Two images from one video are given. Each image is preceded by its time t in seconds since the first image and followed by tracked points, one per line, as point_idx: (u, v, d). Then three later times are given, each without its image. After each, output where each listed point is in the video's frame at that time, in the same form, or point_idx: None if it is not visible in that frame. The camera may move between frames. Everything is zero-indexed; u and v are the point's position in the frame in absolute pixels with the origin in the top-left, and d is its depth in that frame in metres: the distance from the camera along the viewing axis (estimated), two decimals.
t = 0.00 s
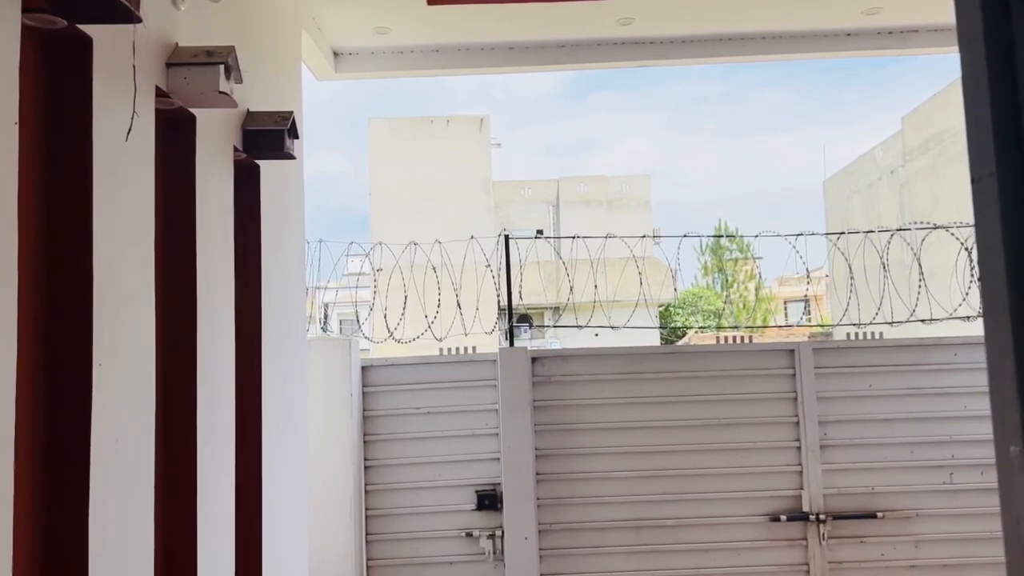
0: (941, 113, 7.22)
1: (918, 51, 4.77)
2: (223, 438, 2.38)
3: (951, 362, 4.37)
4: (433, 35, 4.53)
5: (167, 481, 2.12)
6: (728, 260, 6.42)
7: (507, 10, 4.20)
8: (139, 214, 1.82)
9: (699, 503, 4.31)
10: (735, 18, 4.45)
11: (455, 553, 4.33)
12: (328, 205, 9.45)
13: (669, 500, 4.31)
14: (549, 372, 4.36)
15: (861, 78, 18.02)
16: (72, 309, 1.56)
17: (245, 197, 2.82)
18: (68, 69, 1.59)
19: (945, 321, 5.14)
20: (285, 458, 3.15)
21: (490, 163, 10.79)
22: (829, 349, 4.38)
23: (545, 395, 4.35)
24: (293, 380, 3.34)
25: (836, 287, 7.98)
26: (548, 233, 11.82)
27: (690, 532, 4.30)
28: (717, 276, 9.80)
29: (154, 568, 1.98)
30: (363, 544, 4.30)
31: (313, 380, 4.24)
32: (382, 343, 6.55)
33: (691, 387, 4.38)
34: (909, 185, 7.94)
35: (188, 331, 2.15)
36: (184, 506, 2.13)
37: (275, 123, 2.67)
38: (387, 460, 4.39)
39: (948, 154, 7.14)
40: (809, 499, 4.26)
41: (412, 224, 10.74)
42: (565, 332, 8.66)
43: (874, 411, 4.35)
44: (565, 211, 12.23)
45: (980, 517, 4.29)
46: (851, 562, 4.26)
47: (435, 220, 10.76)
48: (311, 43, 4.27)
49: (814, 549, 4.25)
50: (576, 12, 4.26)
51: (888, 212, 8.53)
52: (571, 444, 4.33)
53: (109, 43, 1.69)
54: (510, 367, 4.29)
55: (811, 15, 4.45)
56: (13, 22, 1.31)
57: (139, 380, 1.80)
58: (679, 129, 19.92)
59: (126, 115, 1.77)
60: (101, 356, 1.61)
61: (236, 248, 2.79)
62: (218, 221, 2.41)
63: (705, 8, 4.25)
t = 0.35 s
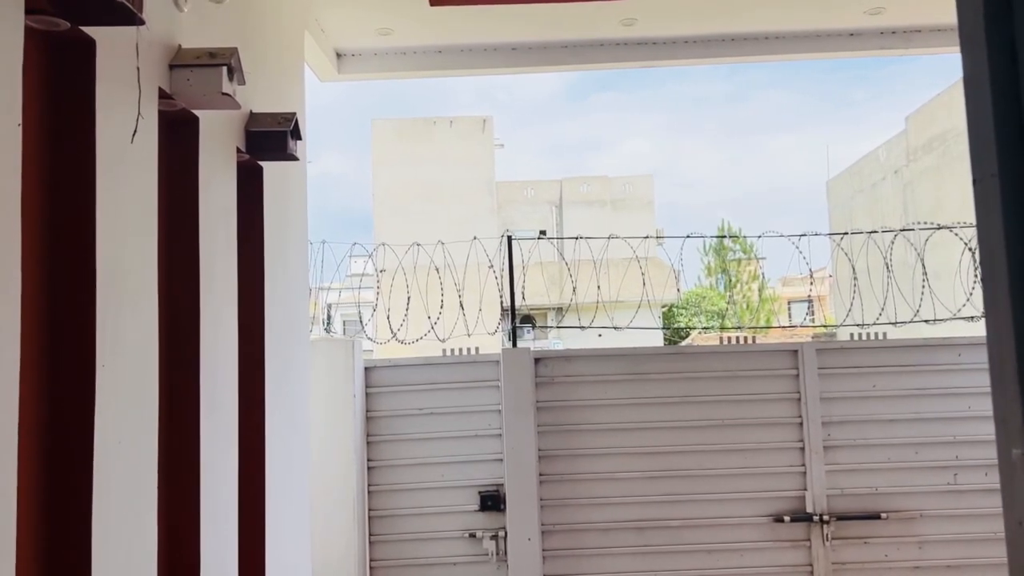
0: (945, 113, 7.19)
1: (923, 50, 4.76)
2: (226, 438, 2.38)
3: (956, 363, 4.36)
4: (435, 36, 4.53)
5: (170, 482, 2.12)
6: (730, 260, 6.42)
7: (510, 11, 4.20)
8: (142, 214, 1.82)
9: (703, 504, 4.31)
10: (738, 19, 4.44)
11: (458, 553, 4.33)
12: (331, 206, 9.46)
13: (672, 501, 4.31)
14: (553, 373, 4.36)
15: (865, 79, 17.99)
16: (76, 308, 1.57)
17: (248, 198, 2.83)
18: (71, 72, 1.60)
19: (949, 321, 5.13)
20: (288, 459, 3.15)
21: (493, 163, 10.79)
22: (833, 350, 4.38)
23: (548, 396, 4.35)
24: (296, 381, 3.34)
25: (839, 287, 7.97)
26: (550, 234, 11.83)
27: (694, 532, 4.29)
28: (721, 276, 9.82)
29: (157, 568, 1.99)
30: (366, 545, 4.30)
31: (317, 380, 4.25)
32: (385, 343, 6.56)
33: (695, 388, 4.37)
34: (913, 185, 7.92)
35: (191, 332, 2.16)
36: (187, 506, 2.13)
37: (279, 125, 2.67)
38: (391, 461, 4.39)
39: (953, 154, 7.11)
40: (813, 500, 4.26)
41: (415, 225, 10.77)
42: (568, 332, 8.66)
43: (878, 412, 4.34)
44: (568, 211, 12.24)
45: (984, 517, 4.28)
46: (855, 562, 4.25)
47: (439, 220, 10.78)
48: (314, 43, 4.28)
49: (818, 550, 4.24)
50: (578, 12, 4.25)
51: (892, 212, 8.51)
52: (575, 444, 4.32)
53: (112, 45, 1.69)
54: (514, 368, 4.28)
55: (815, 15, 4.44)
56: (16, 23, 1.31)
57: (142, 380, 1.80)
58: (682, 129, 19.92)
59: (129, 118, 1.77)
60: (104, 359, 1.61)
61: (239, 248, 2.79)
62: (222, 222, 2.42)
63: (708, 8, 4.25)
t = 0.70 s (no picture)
0: (948, 113, 7.19)
1: (924, 51, 4.76)
2: (228, 438, 2.39)
3: (958, 363, 4.37)
4: (437, 37, 4.54)
5: (174, 481, 2.13)
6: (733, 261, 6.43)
7: (511, 12, 4.21)
8: (146, 216, 1.83)
9: (705, 504, 4.31)
10: (739, 20, 4.45)
11: (460, 554, 4.33)
12: (334, 206, 9.48)
13: (674, 502, 4.31)
14: (555, 374, 4.37)
15: (866, 78, 17.99)
16: (81, 310, 1.57)
17: (252, 199, 2.83)
18: (75, 74, 1.61)
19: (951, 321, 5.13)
20: (291, 460, 3.15)
21: (495, 164, 10.79)
22: (834, 350, 4.38)
23: (550, 397, 4.35)
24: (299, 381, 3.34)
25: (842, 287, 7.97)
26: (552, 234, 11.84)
27: (696, 533, 4.29)
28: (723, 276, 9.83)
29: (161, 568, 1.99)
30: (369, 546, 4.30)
31: (319, 380, 4.26)
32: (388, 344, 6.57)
33: (697, 388, 4.38)
34: (915, 185, 7.92)
35: (195, 332, 2.16)
36: (191, 507, 2.14)
37: (281, 126, 2.68)
38: (393, 461, 4.40)
39: (955, 154, 7.11)
40: (815, 500, 4.26)
41: (416, 225, 10.78)
42: (570, 333, 8.67)
43: (880, 412, 4.34)
44: (569, 212, 12.25)
45: (987, 518, 4.28)
46: (858, 563, 4.25)
47: (440, 221, 10.79)
48: (317, 45, 4.28)
49: (820, 550, 4.24)
50: (580, 13, 4.26)
51: (894, 212, 8.51)
52: (577, 445, 4.33)
53: (116, 47, 1.70)
54: (516, 369, 4.29)
55: (816, 16, 4.44)
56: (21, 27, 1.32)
57: (145, 380, 1.81)
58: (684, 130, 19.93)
59: (132, 120, 1.78)
60: (109, 359, 1.62)
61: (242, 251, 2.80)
62: (225, 222, 2.42)
63: (709, 9, 4.26)
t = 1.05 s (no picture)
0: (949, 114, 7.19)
1: (925, 52, 4.77)
2: (229, 439, 2.39)
3: (958, 365, 4.37)
4: (438, 39, 4.54)
5: (175, 483, 2.13)
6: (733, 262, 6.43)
7: (512, 14, 4.21)
8: (147, 219, 1.83)
9: (705, 506, 4.31)
10: (740, 21, 4.45)
11: (461, 555, 4.34)
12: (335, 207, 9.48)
13: (674, 503, 4.31)
14: (555, 375, 4.37)
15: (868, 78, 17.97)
16: (82, 315, 1.58)
17: (252, 201, 2.84)
18: (76, 79, 1.61)
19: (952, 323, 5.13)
20: (291, 464, 3.15)
21: (496, 164, 10.79)
22: (835, 352, 4.38)
23: (550, 398, 4.36)
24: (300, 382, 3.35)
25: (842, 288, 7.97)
26: (553, 234, 11.85)
27: (697, 534, 4.30)
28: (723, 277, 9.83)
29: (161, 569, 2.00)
30: (370, 547, 4.30)
31: (320, 381, 4.26)
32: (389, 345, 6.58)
33: (697, 390, 4.38)
34: (916, 186, 7.91)
35: (195, 334, 2.17)
36: (191, 510, 2.14)
37: (281, 129, 2.69)
38: (394, 463, 4.40)
39: (956, 154, 7.11)
40: (815, 502, 4.26)
41: (417, 226, 10.79)
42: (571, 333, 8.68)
43: (880, 414, 4.34)
44: (570, 212, 12.26)
45: (988, 519, 4.28)
46: (858, 565, 4.25)
47: (441, 222, 10.80)
48: (317, 47, 4.28)
49: (821, 552, 4.24)
50: (580, 15, 4.27)
51: (895, 213, 8.50)
52: (577, 446, 4.33)
53: (117, 51, 1.71)
54: (516, 370, 4.29)
55: (817, 18, 4.45)
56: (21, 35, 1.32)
57: (146, 384, 1.81)
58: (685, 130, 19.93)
59: (133, 123, 1.78)
60: (109, 362, 1.63)
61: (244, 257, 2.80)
62: (225, 224, 2.43)
63: (709, 11, 4.26)
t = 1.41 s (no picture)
0: (949, 113, 7.18)
1: (925, 51, 4.77)
2: (229, 436, 2.40)
3: (958, 363, 4.37)
4: (438, 38, 4.55)
5: (174, 480, 2.13)
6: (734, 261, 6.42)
7: (512, 13, 4.21)
8: (146, 215, 1.83)
9: (704, 504, 4.31)
10: (741, 20, 4.45)
11: (461, 554, 4.34)
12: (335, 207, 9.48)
13: (674, 502, 4.31)
14: (555, 374, 4.38)
15: (868, 78, 17.99)
16: (80, 311, 1.58)
17: (253, 197, 2.84)
18: (75, 75, 1.62)
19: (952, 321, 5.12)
20: (291, 463, 3.15)
21: (497, 164, 10.79)
22: (835, 350, 4.38)
23: (550, 397, 4.36)
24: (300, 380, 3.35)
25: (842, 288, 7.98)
26: (553, 234, 11.86)
27: (696, 533, 4.30)
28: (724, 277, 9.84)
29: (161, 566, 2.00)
30: (370, 546, 4.31)
31: (320, 380, 4.27)
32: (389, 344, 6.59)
33: (697, 389, 4.38)
34: (916, 185, 7.91)
35: (195, 331, 2.17)
36: (191, 507, 2.15)
37: (281, 127, 2.69)
38: (393, 461, 4.40)
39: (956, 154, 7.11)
40: (815, 500, 4.26)
41: (418, 226, 10.79)
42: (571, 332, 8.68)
43: (880, 413, 4.34)
44: (569, 212, 12.27)
45: (987, 518, 4.29)
46: (858, 563, 4.25)
47: (441, 222, 10.81)
48: (317, 45, 4.29)
49: (820, 550, 4.24)
50: (581, 14, 4.27)
51: (895, 212, 8.50)
52: (576, 445, 4.34)
53: (116, 48, 1.71)
54: (516, 369, 4.29)
55: (817, 16, 4.44)
56: (19, 32, 1.32)
57: (146, 381, 1.81)
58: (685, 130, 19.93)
59: (133, 120, 1.78)
60: (109, 359, 1.63)
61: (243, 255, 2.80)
62: (225, 222, 2.43)
63: (709, 9, 4.26)
